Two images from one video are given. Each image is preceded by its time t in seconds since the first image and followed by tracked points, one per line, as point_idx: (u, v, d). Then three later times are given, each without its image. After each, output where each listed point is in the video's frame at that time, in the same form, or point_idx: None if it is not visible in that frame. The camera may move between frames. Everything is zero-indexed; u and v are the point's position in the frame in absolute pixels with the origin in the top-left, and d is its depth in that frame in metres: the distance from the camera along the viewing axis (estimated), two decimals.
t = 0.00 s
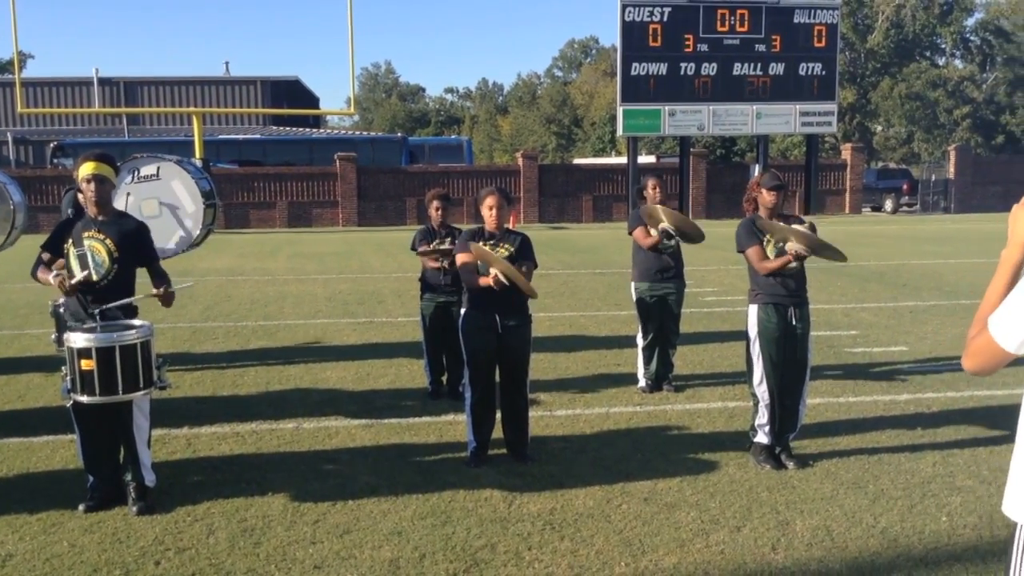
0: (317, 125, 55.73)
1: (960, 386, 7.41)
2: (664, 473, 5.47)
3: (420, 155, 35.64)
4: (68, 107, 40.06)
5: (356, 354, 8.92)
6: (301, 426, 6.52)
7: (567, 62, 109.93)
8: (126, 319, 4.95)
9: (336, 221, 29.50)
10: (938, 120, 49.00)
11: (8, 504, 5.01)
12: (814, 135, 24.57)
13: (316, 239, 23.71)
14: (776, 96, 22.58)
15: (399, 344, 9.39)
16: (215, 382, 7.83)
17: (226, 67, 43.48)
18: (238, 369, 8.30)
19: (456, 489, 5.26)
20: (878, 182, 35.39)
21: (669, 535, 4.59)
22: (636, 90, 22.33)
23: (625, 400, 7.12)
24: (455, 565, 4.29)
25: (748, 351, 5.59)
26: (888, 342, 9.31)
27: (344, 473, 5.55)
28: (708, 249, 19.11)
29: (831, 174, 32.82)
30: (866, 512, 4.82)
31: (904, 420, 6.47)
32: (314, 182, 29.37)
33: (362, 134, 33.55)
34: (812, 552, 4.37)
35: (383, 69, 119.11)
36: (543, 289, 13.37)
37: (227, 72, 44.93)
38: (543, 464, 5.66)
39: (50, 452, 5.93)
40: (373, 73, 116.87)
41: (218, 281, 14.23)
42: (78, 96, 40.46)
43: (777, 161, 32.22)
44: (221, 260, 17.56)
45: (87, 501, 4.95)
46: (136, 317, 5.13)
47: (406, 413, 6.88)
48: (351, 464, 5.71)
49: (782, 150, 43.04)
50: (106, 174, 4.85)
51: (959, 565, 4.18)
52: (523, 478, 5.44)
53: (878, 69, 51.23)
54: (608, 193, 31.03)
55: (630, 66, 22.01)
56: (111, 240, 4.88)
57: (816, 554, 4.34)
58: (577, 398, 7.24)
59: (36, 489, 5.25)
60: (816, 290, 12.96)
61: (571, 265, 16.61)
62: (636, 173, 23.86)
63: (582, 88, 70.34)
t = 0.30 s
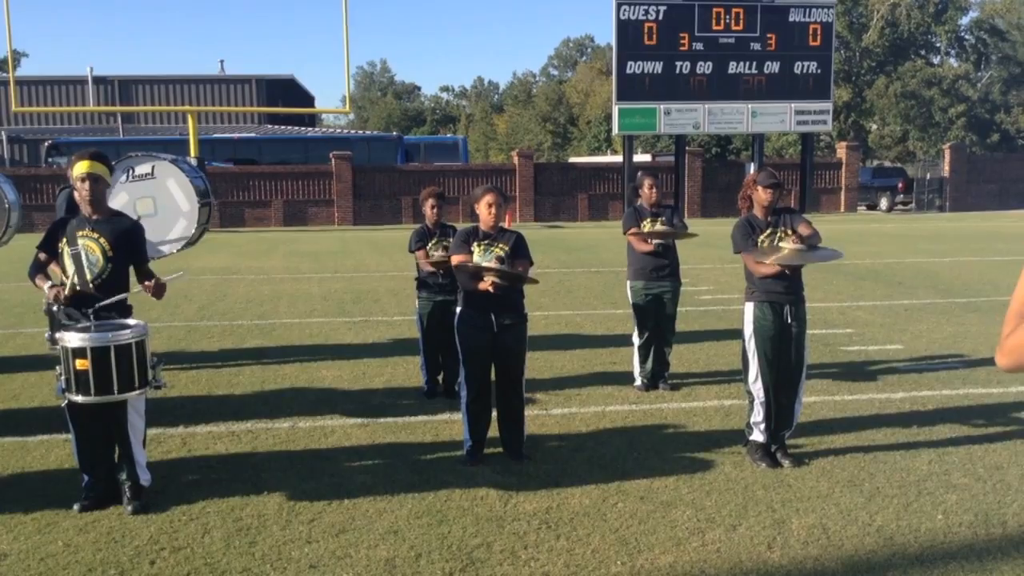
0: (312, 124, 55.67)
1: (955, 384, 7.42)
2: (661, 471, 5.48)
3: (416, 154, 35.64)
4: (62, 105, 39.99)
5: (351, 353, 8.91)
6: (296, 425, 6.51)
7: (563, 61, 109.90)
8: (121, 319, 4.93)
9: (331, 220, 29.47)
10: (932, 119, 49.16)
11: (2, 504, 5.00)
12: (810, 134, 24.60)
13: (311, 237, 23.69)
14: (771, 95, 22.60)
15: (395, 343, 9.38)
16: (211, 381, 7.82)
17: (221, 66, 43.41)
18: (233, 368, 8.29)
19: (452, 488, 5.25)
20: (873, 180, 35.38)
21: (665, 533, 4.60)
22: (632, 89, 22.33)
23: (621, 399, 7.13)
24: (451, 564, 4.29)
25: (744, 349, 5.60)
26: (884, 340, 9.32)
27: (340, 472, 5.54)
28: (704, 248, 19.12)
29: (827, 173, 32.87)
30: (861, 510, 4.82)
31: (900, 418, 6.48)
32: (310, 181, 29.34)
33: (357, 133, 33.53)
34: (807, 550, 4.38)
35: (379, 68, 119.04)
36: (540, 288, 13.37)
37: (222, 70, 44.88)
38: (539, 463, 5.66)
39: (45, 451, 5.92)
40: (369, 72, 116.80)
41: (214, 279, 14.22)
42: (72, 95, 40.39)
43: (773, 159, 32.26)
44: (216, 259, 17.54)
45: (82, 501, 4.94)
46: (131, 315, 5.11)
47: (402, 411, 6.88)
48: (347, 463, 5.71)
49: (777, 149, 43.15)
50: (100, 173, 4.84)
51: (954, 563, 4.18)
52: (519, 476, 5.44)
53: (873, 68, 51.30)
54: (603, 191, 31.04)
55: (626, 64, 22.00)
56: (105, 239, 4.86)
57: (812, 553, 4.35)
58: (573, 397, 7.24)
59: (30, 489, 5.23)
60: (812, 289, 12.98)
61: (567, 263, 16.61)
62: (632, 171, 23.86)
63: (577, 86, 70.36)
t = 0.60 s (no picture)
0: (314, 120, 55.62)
1: (958, 379, 7.39)
2: (664, 467, 5.48)
3: (418, 150, 35.64)
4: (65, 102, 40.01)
5: (353, 349, 8.92)
6: (299, 421, 6.52)
7: (565, 56, 109.78)
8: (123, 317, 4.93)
9: (334, 216, 29.47)
10: (936, 114, 49.07)
11: (5, 501, 5.01)
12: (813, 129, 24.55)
13: (314, 234, 23.70)
14: (774, 89, 22.56)
15: (397, 339, 9.37)
16: (215, 377, 7.83)
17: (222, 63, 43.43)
18: (236, 365, 8.30)
19: (455, 484, 5.26)
20: (875, 175, 35.30)
21: (668, 528, 4.60)
22: (634, 84, 22.29)
23: (624, 394, 7.13)
24: (454, 559, 4.29)
25: (746, 345, 5.59)
26: (887, 335, 9.30)
27: (344, 468, 5.55)
28: (707, 243, 19.09)
29: (830, 168, 32.81)
30: (865, 505, 4.82)
31: (903, 413, 6.47)
32: (312, 177, 29.33)
33: (360, 130, 33.51)
34: (811, 545, 4.37)
35: (381, 64, 119.06)
36: (542, 284, 13.36)
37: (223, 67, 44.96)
38: (542, 459, 5.66)
39: (48, 447, 5.93)
40: (370, 68, 116.83)
41: (217, 276, 14.23)
42: (74, 92, 40.42)
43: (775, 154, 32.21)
44: (219, 255, 17.55)
45: (85, 497, 4.95)
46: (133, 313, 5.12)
47: (404, 408, 6.88)
48: (350, 459, 5.72)
49: (781, 144, 43.14)
50: (103, 170, 4.85)
51: (958, 558, 4.18)
52: (522, 472, 5.45)
53: (876, 62, 51.17)
54: (606, 187, 31.02)
55: (628, 59, 21.95)
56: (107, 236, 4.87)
57: (815, 548, 4.34)
58: (576, 393, 7.23)
59: (33, 486, 5.24)
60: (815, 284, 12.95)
61: (569, 259, 16.60)
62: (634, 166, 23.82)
63: (579, 82, 70.32)
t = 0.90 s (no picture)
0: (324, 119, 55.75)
1: (968, 378, 7.37)
2: (672, 466, 5.47)
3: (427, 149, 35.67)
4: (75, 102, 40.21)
5: (362, 348, 8.93)
6: (308, 420, 6.53)
7: (573, 55, 109.73)
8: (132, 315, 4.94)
9: (342, 215, 29.51)
10: (945, 112, 48.87)
11: (17, 499, 5.03)
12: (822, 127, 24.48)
13: (323, 233, 23.76)
14: (783, 87, 22.51)
15: (406, 338, 9.39)
16: (224, 376, 7.86)
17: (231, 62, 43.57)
18: (246, 363, 8.33)
19: (464, 483, 5.26)
20: (885, 174, 35.15)
21: (677, 528, 4.59)
22: (643, 83, 22.26)
23: (633, 393, 7.12)
24: (463, 558, 4.30)
25: (754, 343, 5.58)
26: (896, 334, 9.27)
27: (352, 467, 5.56)
28: (716, 242, 19.06)
29: (839, 166, 32.70)
30: (874, 505, 4.81)
31: (912, 413, 6.45)
32: (321, 176, 29.38)
33: (368, 129, 33.55)
34: (821, 545, 4.36)
35: (389, 63, 119.27)
36: (551, 283, 13.36)
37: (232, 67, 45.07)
38: (550, 457, 5.66)
39: (59, 446, 5.95)
40: (379, 68, 117.01)
41: (226, 275, 14.28)
42: (84, 91, 40.61)
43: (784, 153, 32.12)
44: (229, 254, 17.60)
45: (96, 496, 4.97)
46: (142, 311, 5.14)
47: (413, 406, 6.89)
48: (359, 457, 5.73)
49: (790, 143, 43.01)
50: (113, 169, 4.86)
51: (968, 557, 4.17)
52: (531, 471, 5.45)
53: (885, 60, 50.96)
54: (614, 186, 30.99)
55: (636, 58, 21.94)
56: (117, 235, 4.88)
57: (824, 547, 4.33)
58: (584, 392, 7.23)
59: (44, 484, 5.26)
60: (824, 283, 12.93)
61: (578, 258, 16.60)
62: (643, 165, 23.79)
63: (588, 81, 70.31)
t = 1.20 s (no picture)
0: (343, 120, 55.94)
1: (992, 378, 7.30)
2: (692, 467, 5.46)
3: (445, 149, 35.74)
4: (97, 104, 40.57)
5: (382, 348, 8.96)
6: (329, 420, 6.56)
7: (591, 54, 109.66)
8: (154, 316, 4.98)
9: (362, 216, 29.63)
10: (967, 111, 48.48)
11: (42, 498, 5.09)
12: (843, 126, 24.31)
13: (343, 233, 23.87)
14: (803, 86, 22.39)
15: (425, 338, 9.41)
16: (246, 376, 7.91)
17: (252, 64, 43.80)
18: (267, 364, 8.38)
19: (485, 483, 5.27)
20: (907, 173, 34.87)
21: (698, 529, 4.58)
22: (662, 83, 22.19)
23: (653, 394, 7.11)
24: (484, 558, 4.30)
25: (774, 344, 5.56)
26: (919, 334, 9.20)
27: (373, 466, 5.58)
28: (735, 242, 18.99)
29: (860, 165, 32.47)
30: (897, 506, 4.77)
31: (935, 414, 6.39)
32: (341, 177, 29.50)
33: (388, 130, 33.65)
34: (843, 547, 4.34)
35: (408, 64, 119.63)
36: (570, 283, 13.35)
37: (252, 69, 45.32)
38: (570, 458, 5.66)
39: (84, 445, 6.02)
40: (398, 68, 117.40)
41: (247, 275, 14.37)
42: (107, 94, 40.97)
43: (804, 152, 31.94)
44: (249, 255, 17.70)
45: (120, 495, 5.02)
46: (165, 312, 5.18)
47: (433, 407, 6.91)
48: (379, 457, 5.75)
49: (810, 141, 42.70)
50: (136, 171, 4.90)
51: (992, 560, 4.13)
52: (551, 471, 5.45)
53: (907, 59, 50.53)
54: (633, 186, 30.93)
55: (655, 57, 21.87)
56: (141, 236, 4.93)
57: (847, 549, 4.31)
58: (604, 392, 7.22)
59: (68, 483, 5.32)
60: (845, 283, 12.84)
61: (597, 258, 16.58)
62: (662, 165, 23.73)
63: (607, 81, 70.21)
